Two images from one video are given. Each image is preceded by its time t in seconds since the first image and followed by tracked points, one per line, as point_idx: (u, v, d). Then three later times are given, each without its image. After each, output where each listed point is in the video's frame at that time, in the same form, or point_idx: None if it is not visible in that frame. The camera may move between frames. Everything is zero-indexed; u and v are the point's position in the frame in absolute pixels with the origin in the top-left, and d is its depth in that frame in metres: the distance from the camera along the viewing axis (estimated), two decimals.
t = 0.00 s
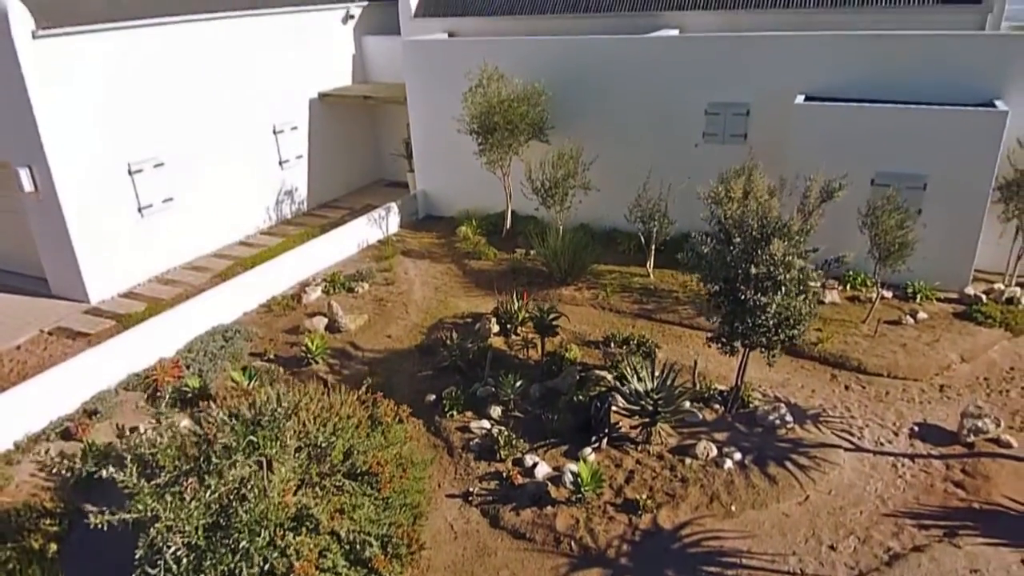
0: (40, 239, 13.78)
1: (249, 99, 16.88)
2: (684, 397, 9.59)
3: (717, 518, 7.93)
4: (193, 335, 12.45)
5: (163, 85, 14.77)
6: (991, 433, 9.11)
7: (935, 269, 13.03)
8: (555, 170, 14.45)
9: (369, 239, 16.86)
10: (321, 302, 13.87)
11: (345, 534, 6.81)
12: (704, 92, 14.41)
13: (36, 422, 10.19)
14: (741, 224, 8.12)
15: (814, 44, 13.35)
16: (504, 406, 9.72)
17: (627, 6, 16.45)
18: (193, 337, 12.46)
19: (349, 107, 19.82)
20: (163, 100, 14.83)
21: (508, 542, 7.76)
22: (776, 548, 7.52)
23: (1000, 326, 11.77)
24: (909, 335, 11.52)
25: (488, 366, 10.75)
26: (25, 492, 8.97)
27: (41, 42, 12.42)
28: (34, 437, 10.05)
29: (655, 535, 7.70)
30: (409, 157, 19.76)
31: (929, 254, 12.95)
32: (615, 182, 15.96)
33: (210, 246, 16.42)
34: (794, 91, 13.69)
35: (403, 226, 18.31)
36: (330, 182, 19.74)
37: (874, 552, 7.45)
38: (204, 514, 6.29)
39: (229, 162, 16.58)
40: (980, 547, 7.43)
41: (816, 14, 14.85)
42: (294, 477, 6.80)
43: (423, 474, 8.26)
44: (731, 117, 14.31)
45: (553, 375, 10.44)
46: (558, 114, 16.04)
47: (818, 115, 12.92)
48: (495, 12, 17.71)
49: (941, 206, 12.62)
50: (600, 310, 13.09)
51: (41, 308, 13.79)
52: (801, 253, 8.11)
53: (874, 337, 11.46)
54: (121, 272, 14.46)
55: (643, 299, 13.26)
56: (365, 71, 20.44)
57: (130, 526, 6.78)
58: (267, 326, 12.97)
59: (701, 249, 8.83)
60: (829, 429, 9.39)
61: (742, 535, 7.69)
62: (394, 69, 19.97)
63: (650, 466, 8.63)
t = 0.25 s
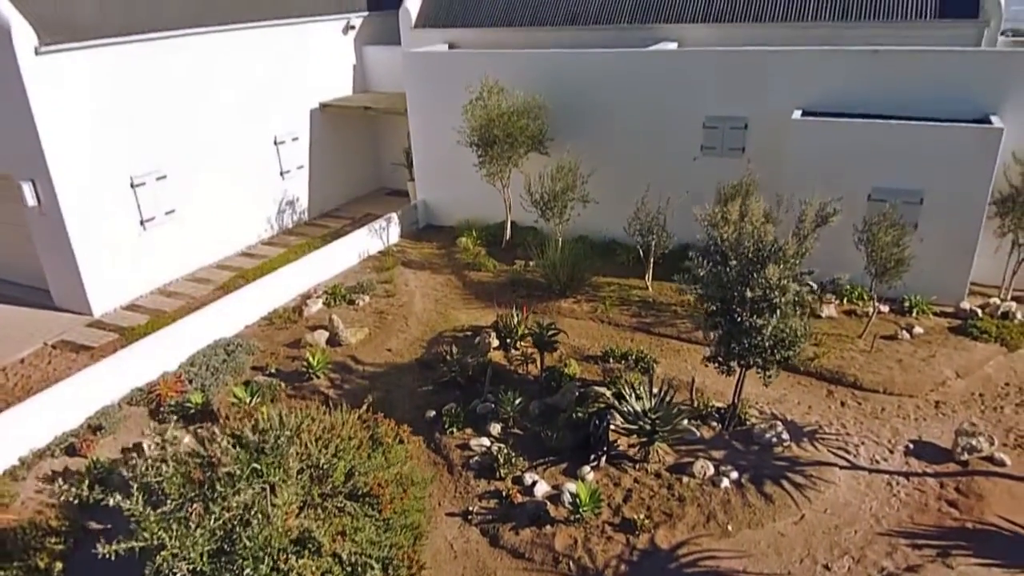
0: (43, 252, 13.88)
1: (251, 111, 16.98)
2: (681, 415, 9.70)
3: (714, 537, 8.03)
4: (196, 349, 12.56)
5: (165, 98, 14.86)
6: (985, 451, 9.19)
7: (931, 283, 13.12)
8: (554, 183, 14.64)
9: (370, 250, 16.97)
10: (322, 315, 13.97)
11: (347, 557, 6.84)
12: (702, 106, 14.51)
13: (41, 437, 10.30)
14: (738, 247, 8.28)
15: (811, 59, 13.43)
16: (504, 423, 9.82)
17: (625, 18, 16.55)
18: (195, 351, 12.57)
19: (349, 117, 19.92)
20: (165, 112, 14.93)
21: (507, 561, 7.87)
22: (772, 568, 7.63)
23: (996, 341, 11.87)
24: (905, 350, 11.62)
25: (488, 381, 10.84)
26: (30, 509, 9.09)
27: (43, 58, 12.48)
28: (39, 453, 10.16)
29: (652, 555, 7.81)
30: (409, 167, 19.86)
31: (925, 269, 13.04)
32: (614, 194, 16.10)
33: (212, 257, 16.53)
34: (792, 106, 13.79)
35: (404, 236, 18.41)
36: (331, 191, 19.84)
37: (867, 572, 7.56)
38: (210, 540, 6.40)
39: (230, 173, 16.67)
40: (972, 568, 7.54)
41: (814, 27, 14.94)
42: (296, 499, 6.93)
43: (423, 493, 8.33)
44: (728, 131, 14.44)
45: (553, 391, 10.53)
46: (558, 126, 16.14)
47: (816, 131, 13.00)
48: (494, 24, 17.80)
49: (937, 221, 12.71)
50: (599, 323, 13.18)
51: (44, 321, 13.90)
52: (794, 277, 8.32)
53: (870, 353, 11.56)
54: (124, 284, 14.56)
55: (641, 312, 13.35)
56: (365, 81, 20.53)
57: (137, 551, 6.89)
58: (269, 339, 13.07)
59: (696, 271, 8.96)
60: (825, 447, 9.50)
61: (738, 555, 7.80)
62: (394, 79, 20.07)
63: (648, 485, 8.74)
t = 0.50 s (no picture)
0: (47, 266, 14.02)
1: (252, 123, 17.12)
2: (678, 434, 9.82)
3: (709, 557, 8.15)
4: (198, 364, 12.69)
5: (168, 112, 15.00)
6: (977, 470, 9.32)
7: (926, 298, 13.24)
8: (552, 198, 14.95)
9: (370, 262, 17.10)
10: (323, 329, 14.10)
11: None
12: (700, 121, 14.65)
13: (45, 454, 10.43)
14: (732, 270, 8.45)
15: (808, 75, 13.56)
16: (503, 441, 9.95)
17: (623, 32, 16.68)
18: (198, 366, 12.71)
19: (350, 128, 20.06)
20: (168, 127, 15.05)
21: None
22: None
23: (990, 358, 12.00)
24: (900, 367, 11.75)
25: (487, 397, 10.96)
26: (35, 528, 9.22)
27: (47, 76, 12.62)
28: (44, 470, 10.29)
29: None
30: (409, 178, 20.00)
31: (920, 284, 13.15)
32: (612, 207, 16.24)
33: (214, 268, 16.66)
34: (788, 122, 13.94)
35: (404, 247, 18.54)
36: (331, 202, 19.97)
37: None
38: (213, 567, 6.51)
39: (232, 186, 16.80)
40: None
41: (810, 42, 15.08)
42: (297, 522, 7.04)
43: (423, 513, 8.47)
44: (726, 145, 14.58)
45: (551, 408, 10.65)
46: (557, 140, 16.28)
47: (812, 147, 13.10)
48: (493, 37, 17.94)
49: (932, 238, 12.83)
50: (597, 337, 13.29)
51: (48, 335, 14.03)
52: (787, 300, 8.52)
53: (865, 370, 11.69)
54: (126, 298, 14.69)
55: (639, 327, 13.46)
56: (365, 92, 20.66)
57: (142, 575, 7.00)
58: (270, 354, 13.20)
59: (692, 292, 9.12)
60: (820, 465, 9.62)
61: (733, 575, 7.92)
62: (394, 90, 20.22)
63: (645, 504, 8.87)
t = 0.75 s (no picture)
0: (51, 279, 14.19)
1: (253, 136, 17.28)
2: (673, 451, 9.97)
3: None
4: (200, 378, 12.84)
5: (169, 126, 15.15)
6: (966, 487, 9.48)
7: (919, 313, 13.40)
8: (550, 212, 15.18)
9: (370, 273, 17.27)
10: (323, 341, 14.25)
11: None
12: (696, 135, 14.82)
13: (50, 470, 10.59)
14: (726, 293, 8.61)
15: (803, 91, 13.71)
16: (501, 457, 10.11)
17: (621, 45, 16.81)
18: (200, 380, 12.87)
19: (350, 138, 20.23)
20: (169, 141, 15.21)
21: None
22: None
23: (982, 373, 12.16)
24: (892, 382, 11.91)
25: (484, 412, 11.10)
26: (41, 545, 9.39)
27: (51, 93, 12.76)
28: (49, 485, 10.47)
29: None
30: (408, 188, 20.15)
31: (913, 299, 13.32)
32: (610, 219, 16.43)
33: (215, 280, 16.82)
34: (783, 137, 14.10)
35: (404, 257, 18.69)
36: (331, 212, 20.13)
37: None
38: None
39: (233, 198, 16.96)
40: None
41: (807, 57, 15.21)
42: (297, 543, 7.20)
43: (421, 531, 8.63)
44: (722, 159, 14.74)
45: (548, 424, 10.79)
46: (555, 152, 16.45)
47: (806, 165, 13.26)
48: (492, 49, 18.08)
49: (925, 253, 12.99)
50: (594, 351, 13.42)
51: (52, 347, 14.20)
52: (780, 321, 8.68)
53: (858, 385, 11.85)
54: (129, 311, 14.85)
55: (636, 341, 13.59)
56: (365, 102, 20.82)
57: None
58: (271, 367, 13.36)
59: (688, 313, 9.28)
60: (812, 482, 9.79)
61: None
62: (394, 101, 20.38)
63: (640, 522, 9.03)
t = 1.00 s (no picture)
0: (55, 295, 14.38)
1: (254, 151, 17.47)
2: (668, 470, 10.16)
3: None
4: (202, 393, 13.04)
5: (171, 143, 15.34)
6: (955, 506, 9.67)
7: (911, 329, 13.60)
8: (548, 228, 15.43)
9: (370, 286, 17.47)
10: (324, 356, 14.44)
11: None
12: (692, 152, 15.02)
13: (55, 488, 10.77)
14: (717, 318, 8.81)
15: (796, 110, 13.91)
16: (498, 476, 10.30)
17: (619, 61, 17.00)
18: (202, 395, 13.06)
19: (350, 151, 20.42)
20: (171, 158, 15.39)
21: None
22: None
23: (972, 390, 12.35)
24: (884, 399, 12.10)
25: (482, 430, 11.29)
26: (48, 563, 9.59)
27: (55, 113, 12.91)
28: (55, 503, 10.66)
29: None
30: (408, 200, 20.35)
31: (906, 315, 13.52)
32: (608, 233, 16.64)
33: (217, 293, 17.02)
34: (777, 154, 14.30)
35: (403, 269, 18.88)
36: (332, 223, 20.33)
37: None
38: None
39: (234, 213, 17.15)
40: None
41: (801, 74, 15.40)
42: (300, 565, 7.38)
43: (421, 551, 8.82)
44: (717, 176, 14.94)
45: (545, 442, 10.98)
46: (553, 168, 16.66)
47: (800, 184, 13.45)
48: (491, 64, 18.28)
49: (917, 270, 13.18)
50: (591, 366, 13.56)
51: (57, 363, 14.39)
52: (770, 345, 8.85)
53: (850, 402, 12.04)
54: (132, 326, 15.04)
55: (633, 356, 13.74)
56: (365, 114, 21.01)
57: None
58: (272, 383, 13.54)
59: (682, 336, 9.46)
60: (804, 501, 9.98)
61: None
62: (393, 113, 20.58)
63: (634, 541, 9.22)
